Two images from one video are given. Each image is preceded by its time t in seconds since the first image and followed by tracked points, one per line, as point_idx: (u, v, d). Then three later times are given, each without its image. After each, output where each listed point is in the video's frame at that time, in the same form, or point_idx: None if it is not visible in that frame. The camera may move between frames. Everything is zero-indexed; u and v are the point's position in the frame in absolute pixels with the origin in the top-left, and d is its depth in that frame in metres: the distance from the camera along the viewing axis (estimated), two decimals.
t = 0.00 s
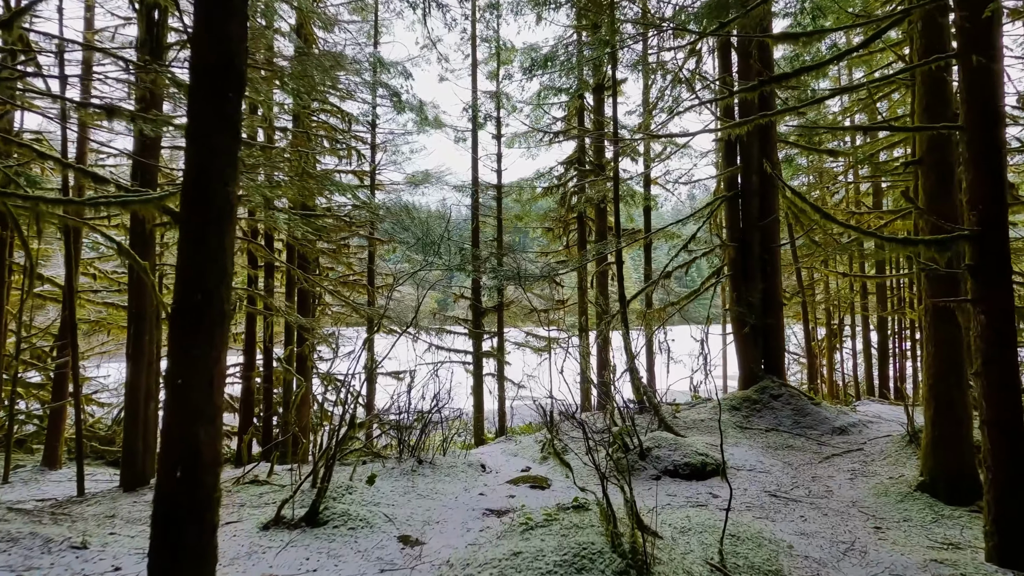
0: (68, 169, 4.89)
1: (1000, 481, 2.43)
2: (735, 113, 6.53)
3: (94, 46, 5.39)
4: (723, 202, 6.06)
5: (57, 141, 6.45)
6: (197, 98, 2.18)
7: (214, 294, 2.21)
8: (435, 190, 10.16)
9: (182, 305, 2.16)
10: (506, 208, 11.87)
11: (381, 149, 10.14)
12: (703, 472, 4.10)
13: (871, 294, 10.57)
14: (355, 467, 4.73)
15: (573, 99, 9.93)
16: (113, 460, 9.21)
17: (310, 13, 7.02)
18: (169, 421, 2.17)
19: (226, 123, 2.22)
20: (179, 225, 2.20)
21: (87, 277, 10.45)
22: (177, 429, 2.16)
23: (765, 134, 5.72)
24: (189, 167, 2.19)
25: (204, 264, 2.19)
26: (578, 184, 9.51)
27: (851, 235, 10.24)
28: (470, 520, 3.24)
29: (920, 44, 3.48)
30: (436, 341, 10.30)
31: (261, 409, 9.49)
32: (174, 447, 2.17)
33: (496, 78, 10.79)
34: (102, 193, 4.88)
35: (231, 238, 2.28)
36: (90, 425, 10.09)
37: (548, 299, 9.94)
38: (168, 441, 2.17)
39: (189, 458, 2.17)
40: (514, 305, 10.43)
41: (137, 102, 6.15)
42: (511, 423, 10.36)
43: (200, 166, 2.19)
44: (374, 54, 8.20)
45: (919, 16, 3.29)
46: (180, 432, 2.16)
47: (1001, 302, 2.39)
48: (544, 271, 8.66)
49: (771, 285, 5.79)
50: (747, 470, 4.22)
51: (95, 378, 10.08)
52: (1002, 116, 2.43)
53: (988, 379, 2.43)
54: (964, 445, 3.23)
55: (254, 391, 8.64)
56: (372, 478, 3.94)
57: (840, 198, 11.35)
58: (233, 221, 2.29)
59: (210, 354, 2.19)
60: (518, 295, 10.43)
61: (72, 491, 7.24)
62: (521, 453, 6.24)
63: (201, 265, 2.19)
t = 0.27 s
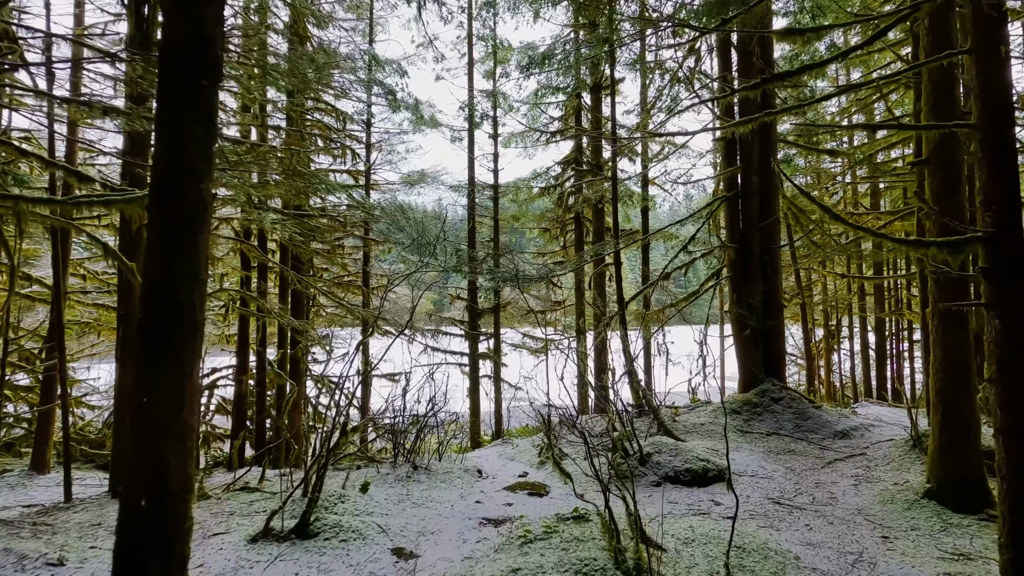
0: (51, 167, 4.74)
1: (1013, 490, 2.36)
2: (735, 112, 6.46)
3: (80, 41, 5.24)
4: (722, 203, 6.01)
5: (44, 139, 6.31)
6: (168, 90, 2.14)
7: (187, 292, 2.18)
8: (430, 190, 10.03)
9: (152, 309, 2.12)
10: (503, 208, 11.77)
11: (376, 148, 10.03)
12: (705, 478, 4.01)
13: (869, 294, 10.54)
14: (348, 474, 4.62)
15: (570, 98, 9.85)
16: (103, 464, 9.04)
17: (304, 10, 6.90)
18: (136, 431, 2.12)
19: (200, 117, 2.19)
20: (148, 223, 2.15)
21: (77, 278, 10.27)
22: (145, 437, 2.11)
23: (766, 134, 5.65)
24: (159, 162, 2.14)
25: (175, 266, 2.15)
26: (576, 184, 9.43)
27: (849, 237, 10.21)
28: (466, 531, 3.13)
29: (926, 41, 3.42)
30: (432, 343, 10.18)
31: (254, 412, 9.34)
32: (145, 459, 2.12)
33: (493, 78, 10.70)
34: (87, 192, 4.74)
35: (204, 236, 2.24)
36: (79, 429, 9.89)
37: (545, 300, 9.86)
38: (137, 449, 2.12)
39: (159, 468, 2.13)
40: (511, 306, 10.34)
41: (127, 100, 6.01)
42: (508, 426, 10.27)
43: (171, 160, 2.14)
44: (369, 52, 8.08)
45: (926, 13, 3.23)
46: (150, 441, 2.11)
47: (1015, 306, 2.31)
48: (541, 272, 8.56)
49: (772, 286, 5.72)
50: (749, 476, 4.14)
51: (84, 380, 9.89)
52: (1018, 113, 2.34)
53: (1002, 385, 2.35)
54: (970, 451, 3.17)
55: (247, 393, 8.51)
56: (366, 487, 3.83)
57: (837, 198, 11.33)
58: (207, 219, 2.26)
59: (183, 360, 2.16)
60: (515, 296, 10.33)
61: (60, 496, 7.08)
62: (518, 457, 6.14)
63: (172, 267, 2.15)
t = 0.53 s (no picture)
0: (33, 166, 4.59)
1: None
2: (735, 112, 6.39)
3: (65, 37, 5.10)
4: (722, 204, 5.95)
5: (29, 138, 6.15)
6: (132, 88, 2.03)
7: (150, 306, 2.09)
8: (426, 190, 9.92)
9: (111, 328, 2.02)
10: (498, 209, 11.68)
11: (370, 148, 9.91)
12: (706, 486, 3.93)
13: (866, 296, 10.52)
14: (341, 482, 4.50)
15: (567, 98, 9.76)
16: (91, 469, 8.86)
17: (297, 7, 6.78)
18: (93, 460, 2.01)
19: (167, 118, 2.10)
20: (107, 239, 2.04)
21: (66, 280, 10.09)
22: (102, 461, 2.01)
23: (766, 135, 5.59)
24: (118, 166, 2.03)
25: (136, 278, 2.05)
26: (572, 185, 9.35)
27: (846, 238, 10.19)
28: (462, 544, 3.03)
29: (933, 40, 3.36)
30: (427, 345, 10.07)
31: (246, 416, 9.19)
32: (102, 484, 2.02)
33: (489, 77, 10.61)
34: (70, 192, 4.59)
35: (169, 246, 2.15)
36: (68, 434, 9.72)
37: (541, 302, 9.77)
38: (93, 475, 2.02)
39: (117, 497, 2.02)
40: (507, 308, 10.24)
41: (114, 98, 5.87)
42: (504, 428, 10.17)
43: (133, 168, 2.04)
44: (364, 50, 7.96)
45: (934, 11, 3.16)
46: (108, 465, 2.01)
47: None
48: (538, 274, 8.47)
49: (771, 289, 5.66)
50: (750, 483, 4.07)
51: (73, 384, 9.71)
52: None
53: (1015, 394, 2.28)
54: (977, 458, 3.11)
55: (239, 397, 8.36)
56: (359, 496, 3.72)
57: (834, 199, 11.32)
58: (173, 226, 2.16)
59: (145, 382, 2.06)
60: (511, 298, 10.23)
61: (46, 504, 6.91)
62: (515, 462, 6.04)
63: (132, 278, 2.05)
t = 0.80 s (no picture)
0: (14, 165, 4.44)
1: None
2: (734, 112, 6.32)
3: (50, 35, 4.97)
4: (721, 205, 5.88)
5: (14, 136, 6.00)
6: (90, 95, 1.95)
7: (104, 322, 1.97)
8: (421, 191, 9.81)
9: (64, 348, 1.92)
10: (494, 209, 11.58)
11: (365, 147, 9.78)
12: (707, 494, 3.84)
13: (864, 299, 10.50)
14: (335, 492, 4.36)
15: (564, 97, 9.68)
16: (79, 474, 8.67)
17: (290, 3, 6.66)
18: (43, 492, 1.90)
19: (129, 127, 2.02)
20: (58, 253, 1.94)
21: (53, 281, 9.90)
22: (53, 495, 1.90)
23: (767, 134, 5.52)
24: (73, 178, 1.94)
25: (89, 295, 1.94)
26: (569, 186, 9.27)
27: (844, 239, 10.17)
28: (457, 557, 2.92)
29: (939, 38, 3.29)
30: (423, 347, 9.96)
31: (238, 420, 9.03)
32: (53, 517, 1.90)
33: (485, 77, 10.51)
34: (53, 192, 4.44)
35: (128, 261, 2.04)
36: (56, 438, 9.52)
37: (538, 303, 9.67)
38: (41, 510, 1.89)
39: (71, 533, 1.91)
40: (503, 310, 10.13)
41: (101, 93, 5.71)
42: (500, 431, 10.07)
43: (87, 179, 1.95)
44: (358, 48, 7.85)
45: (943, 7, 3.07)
46: (59, 498, 1.90)
47: None
48: (535, 275, 8.37)
49: (772, 290, 5.59)
50: (752, 491, 3.99)
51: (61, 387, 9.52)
52: None
53: None
54: (986, 467, 3.03)
55: (230, 400, 8.21)
56: (351, 506, 3.61)
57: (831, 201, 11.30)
58: (130, 235, 2.05)
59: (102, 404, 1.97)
60: (508, 299, 10.12)
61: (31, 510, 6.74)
62: (512, 467, 5.94)
63: (85, 294, 1.94)
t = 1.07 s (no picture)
0: None
1: None
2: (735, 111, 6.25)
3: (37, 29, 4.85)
4: (721, 205, 5.81)
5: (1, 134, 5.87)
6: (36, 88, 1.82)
7: (51, 335, 1.83)
8: (418, 190, 9.71)
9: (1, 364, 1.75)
10: (491, 209, 11.49)
11: (360, 146, 9.67)
12: (709, 501, 3.76)
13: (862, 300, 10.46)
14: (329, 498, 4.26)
15: (561, 97, 9.60)
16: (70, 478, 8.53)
17: None
18: None
19: (78, 123, 1.90)
20: None
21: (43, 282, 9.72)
22: None
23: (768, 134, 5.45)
24: (11, 179, 1.79)
25: (29, 307, 1.79)
26: (567, 186, 9.18)
27: (842, 240, 10.14)
28: (454, 570, 2.83)
29: (947, 35, 3.21)
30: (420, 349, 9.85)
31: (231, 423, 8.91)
32: None
33: (482, 76, 10.42)
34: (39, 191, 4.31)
35: (75, 268, 1.91)
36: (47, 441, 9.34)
37: (536, 304, 9.59)
38: None
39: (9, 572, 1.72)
40: (500, 311, 10.04)
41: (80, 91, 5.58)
42: (497, 432, 9.98)
43: (29, 180, 1.81)
44: (353, 45, 7.73)
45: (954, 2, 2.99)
46: None
47: None
48: (533, 276, 8.29)
49: (773, 292, 5.52)
50: (754, 496, 3.91)
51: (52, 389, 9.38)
52: None
53: None
54: (996, 474, 2.96)
55: (223, 403, 8.09)
56: (344, 515, 3.50)
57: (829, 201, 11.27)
58: (79, 239, 1.93)
59: (45, 426, 1.81)
60: (505, 300, 10.04)
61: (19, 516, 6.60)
62: (510, 471, 5.85)
63: (26, 305, 1.79)
